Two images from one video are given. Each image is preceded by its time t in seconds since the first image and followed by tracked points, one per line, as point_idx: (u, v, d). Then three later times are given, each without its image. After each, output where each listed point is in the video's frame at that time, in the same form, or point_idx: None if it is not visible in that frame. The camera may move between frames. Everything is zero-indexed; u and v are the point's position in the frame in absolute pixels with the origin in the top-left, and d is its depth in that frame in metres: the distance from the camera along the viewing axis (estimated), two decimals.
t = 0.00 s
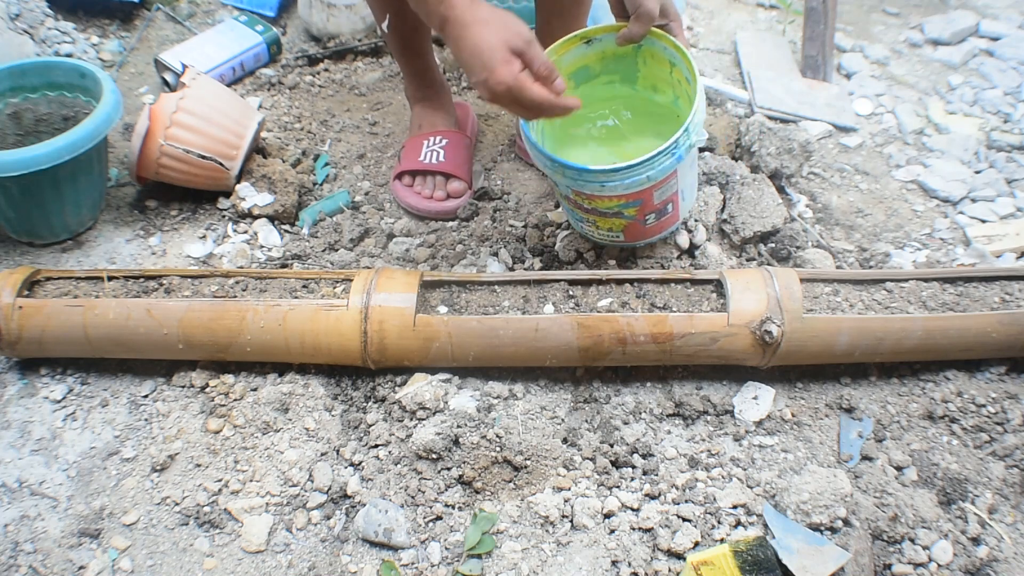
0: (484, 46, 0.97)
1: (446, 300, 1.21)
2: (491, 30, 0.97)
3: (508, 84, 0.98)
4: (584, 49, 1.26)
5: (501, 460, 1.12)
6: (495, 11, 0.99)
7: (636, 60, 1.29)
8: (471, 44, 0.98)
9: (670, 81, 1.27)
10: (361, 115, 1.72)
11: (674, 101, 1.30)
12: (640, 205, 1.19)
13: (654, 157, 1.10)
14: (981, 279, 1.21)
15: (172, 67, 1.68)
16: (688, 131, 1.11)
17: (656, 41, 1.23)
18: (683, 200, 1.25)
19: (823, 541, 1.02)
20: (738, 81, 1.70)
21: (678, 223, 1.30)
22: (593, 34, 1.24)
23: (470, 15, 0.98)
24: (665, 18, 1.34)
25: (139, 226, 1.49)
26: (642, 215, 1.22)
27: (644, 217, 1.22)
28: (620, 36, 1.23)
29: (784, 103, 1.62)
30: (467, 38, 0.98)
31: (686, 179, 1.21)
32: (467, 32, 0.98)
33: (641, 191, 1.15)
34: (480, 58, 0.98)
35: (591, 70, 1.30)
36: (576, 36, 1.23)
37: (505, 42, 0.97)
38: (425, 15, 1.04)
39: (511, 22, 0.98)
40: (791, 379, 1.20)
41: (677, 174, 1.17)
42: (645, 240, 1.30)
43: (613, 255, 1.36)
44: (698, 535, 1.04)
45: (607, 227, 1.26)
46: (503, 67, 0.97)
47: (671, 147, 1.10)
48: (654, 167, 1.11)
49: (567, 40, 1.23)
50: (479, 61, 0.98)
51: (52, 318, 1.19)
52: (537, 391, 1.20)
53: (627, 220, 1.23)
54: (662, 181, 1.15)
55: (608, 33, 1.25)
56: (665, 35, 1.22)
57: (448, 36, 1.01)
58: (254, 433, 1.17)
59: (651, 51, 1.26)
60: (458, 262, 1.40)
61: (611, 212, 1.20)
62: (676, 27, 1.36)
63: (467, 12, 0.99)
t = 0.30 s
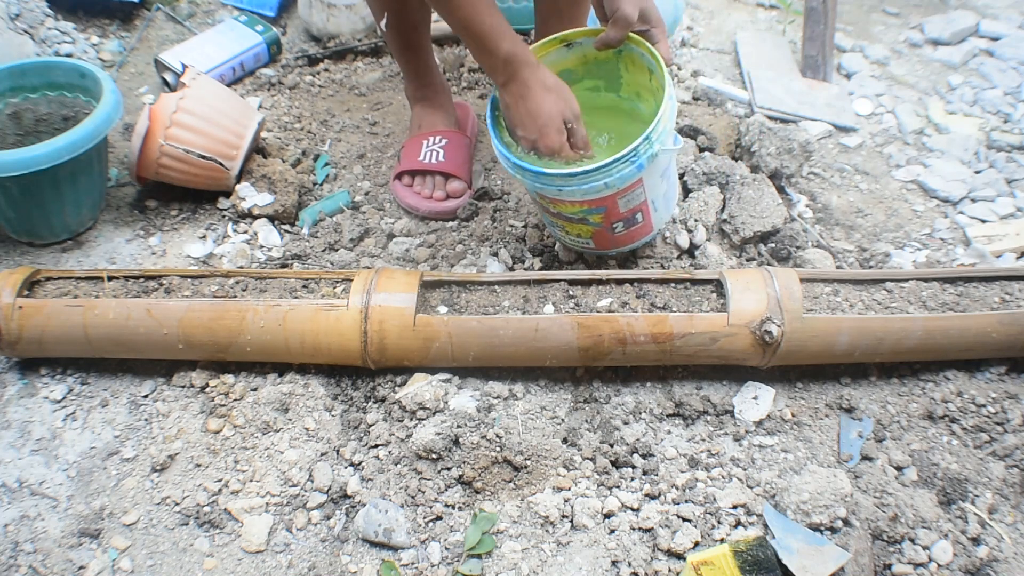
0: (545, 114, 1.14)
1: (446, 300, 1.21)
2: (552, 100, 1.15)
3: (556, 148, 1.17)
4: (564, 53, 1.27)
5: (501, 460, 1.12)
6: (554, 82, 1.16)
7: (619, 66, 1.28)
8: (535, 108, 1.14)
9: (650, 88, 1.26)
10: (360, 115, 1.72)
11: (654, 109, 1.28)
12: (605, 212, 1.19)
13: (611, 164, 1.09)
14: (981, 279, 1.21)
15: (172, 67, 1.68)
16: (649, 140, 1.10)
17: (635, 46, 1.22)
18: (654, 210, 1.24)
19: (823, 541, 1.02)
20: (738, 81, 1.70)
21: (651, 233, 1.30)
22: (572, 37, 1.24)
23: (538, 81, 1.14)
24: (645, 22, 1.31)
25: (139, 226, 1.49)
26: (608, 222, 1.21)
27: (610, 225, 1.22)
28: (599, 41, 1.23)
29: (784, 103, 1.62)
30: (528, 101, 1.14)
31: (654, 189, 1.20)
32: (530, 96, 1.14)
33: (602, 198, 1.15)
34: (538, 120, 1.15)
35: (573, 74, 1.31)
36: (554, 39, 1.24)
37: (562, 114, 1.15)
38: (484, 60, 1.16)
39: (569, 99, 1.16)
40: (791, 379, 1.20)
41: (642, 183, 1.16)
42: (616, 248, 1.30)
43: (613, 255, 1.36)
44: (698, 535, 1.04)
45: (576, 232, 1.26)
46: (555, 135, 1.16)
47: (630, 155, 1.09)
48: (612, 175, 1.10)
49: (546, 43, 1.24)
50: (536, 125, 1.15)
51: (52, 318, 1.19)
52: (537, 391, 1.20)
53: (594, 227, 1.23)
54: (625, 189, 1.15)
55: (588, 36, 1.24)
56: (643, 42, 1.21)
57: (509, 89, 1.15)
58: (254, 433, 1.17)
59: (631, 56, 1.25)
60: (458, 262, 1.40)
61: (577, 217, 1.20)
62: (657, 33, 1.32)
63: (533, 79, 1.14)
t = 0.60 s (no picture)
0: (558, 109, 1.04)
1: (446, 299, 1.21)
2: (558, 94, 1.01)
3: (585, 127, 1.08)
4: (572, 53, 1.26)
5: (501, 460, 1.12)
6: (555, 66, 0.99)
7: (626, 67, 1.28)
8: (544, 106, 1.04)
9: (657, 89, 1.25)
10: (360, 115, 1.72)
11: (661, 110, 1.28)
12: (620, 209, 1.19)
13: (633, 160, 1.10)
14: (981, 279, 1.21)
15: (172, 67, 1.68)
16: (669, 136, 1.11)
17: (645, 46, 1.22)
18: (665, 206, 1.25)
19: (823, 541, 1.02)
20: (738, 81, 1.70)
21: (660, 230, 1.31)
22: (581, 37, 1.23)
23: (532, 85, 1.00)
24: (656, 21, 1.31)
25: (139, 226, 1.49)
26: (622, 220, 1.22)
27: (623, 222, 1.23)
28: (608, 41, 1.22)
29: (784, 103, 1.62)
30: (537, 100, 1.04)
31: (667, 185, 1.22)
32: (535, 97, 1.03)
33: (620, 194, 1.16)
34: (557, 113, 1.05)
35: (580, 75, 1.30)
36: (564, 39, 1.23)
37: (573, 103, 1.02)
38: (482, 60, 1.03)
39: (575, 83, 1.00)
40: (791, 379, 1.20)
41: (658, 179, 1.17)
42: (626, 246, 1.31)
43: (613, 256, 1.36)
44: (698, 535, 1.04)
45: (588, 231, 1.27)
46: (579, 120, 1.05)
47: (651, 151, 1.10)
48: (633, 170, 1.11)
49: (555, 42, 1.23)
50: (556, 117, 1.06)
51: (52, 318, 1.19)
52: (537, 391, 1.20)
53: (607, 224, 1.23)
54: (642, 185, 1.16)
55: (597, 36, 1.24)
56: (653, 41, 1.20)
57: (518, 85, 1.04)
58: (254, 433, 1.17)
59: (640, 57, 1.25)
60: (458, 262, 1.40)
61: (592, 215, 1.21)
62: (664, 33, 1.29)
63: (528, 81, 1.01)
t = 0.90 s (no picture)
0: (653, 233, 1.00)
1: (446, 300, 1.21)
2: (663, 218, 0.99)
3: (670, 262, 1.04)
4: (604, 45, 1.27)
5: (501, 460, 1.12)
6: (666, 190, 0.98)
7: (653, 55, 1.30)
8: (639, 223, 1.01)
9: (688, 75, 1.28)
10: (361, 115, 1.72)
11: (688, 95, 1.31)
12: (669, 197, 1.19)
13: (692, 146, 1.10)
14: (981, 279, 1.21)
15: (172, 67, 1.68)
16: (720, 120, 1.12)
17: (677, 36, 1.24)
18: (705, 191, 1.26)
19: (823, 541, 1.02)
20: (738, 81, 1.70)
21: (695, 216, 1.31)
22: (613, 29, 1.24)
23: (642, 201, 0.99)
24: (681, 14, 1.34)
25: (139, 225, 1.49)
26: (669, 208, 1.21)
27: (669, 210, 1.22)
28: (641, 31, 1.23)
29: (783, 103, 1.62)
30: (635, 219, 1.01)
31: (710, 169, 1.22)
32: (636, 214, 1.00)
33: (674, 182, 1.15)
34: (648, 238, 1.02)
35: (609, 65, 1.31)
36: (598, 31, 1.24)
37: (674, 231, 1.00)
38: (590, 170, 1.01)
39: (683, 213, 0.99)
40: (790, 379, 1.20)
41: (705, 164, 1.17)
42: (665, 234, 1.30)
43: (613, 255, 1.36)
44: (698, 535, 1.04)
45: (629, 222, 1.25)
46: (668, 252, 1.02)
47: (706, 136, 1.11)
48: (691, 156, 1.11)
49: (590, 35, 1.23)
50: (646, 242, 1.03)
51: (52, 318, 1.19)
52: (537, 391, 1.20)
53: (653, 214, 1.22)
54: (694, 171, 1.16)
55: (628, 27, 1.25)
56: (686, 31, 1.23)
57: (617, 201, 1.02)
58: (254, 433, 1.17)
59: (669, 46, 1.27)
60: (458, 262, 1.40)
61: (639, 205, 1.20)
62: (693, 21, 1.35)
63: (639, 200, 0.99)
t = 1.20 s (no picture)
0: (537, 209, 0.94)
1: (446, 300, 1.21)
2: (551, 188, 0.93)
3: (546, 245, 0.96)
4: (595, 48, 1.27)
5: (501, 460, 1.12)
6: (563, 169, 0.95)
7: (646, 58, 1.30)
8: (526, 197, 0.95)
9: (681, 78, 1.28)
10: (361, 115, 1.72)
11: (683, 97, 1.31)
12: (659, 200, 1.20)
13: (676, 150, 1.13)
14: (981, 279, 1.21)
15: (172, 67, 1.68)
16: (706, 126, 1.15)
17: (669, 38, 1.24)
18: (697, 196, 1.27)
19: (823, 541, 1.02)
20: (738, 81, 1.70)
21: (691, 219, 1.32)
22: (604, 31, 1.25)
23: (537, 169, 0.94)
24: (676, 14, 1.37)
25: (139, 226, 1.49)
26: (658, 212, 1.23)
27: (660, 214, 1.23)
28: (632, 33, 1.24)
29: (784, 103, 1.62)
30: (523, 192, 0.95)
31: (700, 174, 1.24)
32: (526, 185, 0.95)
33: (661, 185, 1.17)
34: (531, 214, 0.95)
35: (603, 68, 1.31)
36: (588, 33, 1.24)
37: (559, 207, 0.93)
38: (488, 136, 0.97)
39: (574, 190, 0.94)
40: (790, 379, 1.20)
41: (694, 169, 1.20)
42: (659, 237, 1.30)
43: (613, 255, 1.36)
44: (698, 535, 1.04)
45: (625, 223, 1.26)
46: (548, 230, 0.94)
47: (692, 141, 1.14)
48: (675, 161, 1.14)
49: (579, 39, 1.24)
50: (529, 216, 0.95)
51: (52, 318, 1.19)
52: (537, 391, 1.20)
53: (644, 217, 1.24)
54: (681, 176, 1.18)
55: (620, 29, 1.25)
56: (678, 32, 1.23)
57: (513, 175, 0.97)
58: (254, 433, 1.17)
59: (662, 48, 1.27)
60: (458, 262, 1.40)
61: (629, 208, 1.21)
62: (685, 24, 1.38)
63: (531, 169, 0.94)
